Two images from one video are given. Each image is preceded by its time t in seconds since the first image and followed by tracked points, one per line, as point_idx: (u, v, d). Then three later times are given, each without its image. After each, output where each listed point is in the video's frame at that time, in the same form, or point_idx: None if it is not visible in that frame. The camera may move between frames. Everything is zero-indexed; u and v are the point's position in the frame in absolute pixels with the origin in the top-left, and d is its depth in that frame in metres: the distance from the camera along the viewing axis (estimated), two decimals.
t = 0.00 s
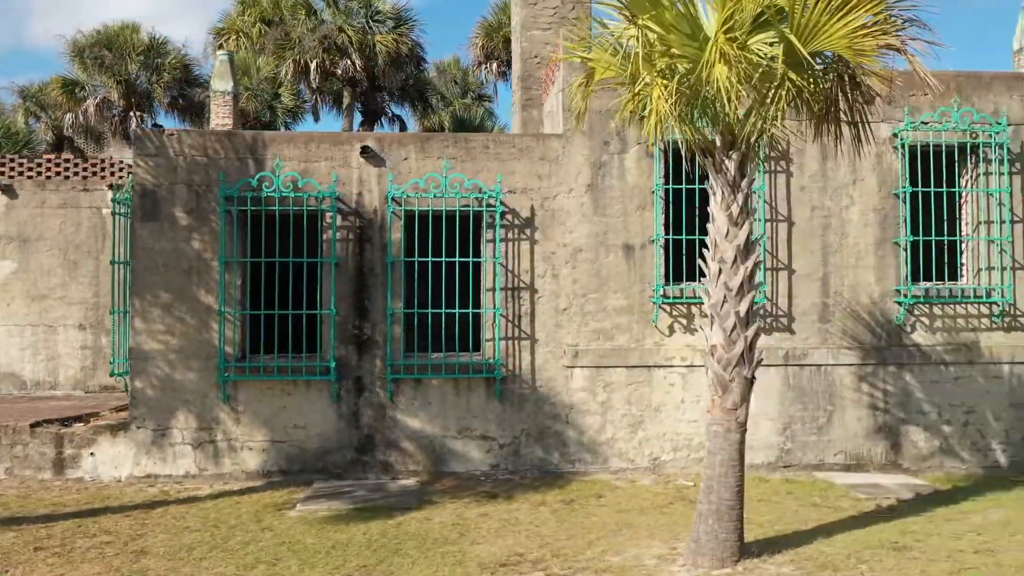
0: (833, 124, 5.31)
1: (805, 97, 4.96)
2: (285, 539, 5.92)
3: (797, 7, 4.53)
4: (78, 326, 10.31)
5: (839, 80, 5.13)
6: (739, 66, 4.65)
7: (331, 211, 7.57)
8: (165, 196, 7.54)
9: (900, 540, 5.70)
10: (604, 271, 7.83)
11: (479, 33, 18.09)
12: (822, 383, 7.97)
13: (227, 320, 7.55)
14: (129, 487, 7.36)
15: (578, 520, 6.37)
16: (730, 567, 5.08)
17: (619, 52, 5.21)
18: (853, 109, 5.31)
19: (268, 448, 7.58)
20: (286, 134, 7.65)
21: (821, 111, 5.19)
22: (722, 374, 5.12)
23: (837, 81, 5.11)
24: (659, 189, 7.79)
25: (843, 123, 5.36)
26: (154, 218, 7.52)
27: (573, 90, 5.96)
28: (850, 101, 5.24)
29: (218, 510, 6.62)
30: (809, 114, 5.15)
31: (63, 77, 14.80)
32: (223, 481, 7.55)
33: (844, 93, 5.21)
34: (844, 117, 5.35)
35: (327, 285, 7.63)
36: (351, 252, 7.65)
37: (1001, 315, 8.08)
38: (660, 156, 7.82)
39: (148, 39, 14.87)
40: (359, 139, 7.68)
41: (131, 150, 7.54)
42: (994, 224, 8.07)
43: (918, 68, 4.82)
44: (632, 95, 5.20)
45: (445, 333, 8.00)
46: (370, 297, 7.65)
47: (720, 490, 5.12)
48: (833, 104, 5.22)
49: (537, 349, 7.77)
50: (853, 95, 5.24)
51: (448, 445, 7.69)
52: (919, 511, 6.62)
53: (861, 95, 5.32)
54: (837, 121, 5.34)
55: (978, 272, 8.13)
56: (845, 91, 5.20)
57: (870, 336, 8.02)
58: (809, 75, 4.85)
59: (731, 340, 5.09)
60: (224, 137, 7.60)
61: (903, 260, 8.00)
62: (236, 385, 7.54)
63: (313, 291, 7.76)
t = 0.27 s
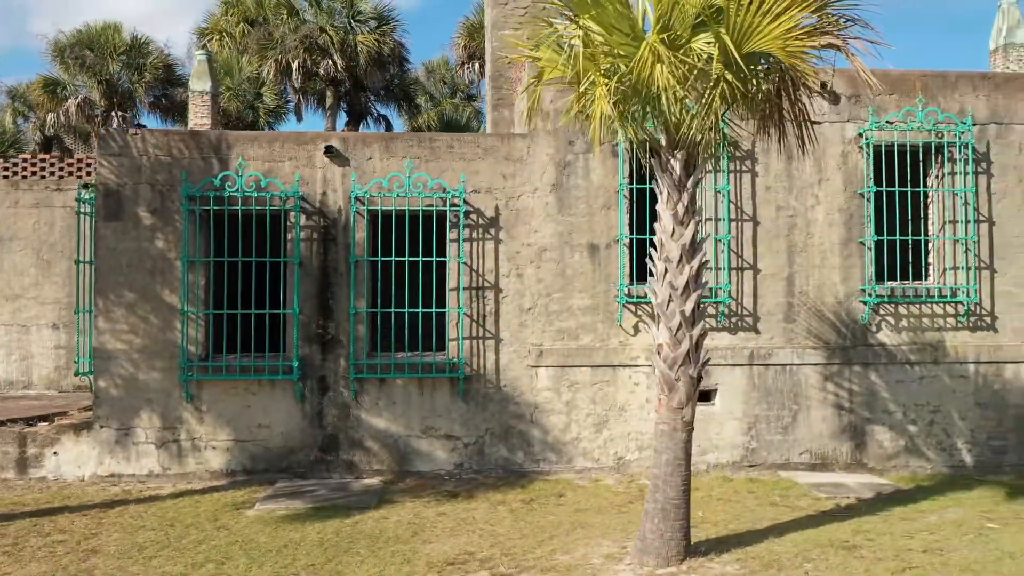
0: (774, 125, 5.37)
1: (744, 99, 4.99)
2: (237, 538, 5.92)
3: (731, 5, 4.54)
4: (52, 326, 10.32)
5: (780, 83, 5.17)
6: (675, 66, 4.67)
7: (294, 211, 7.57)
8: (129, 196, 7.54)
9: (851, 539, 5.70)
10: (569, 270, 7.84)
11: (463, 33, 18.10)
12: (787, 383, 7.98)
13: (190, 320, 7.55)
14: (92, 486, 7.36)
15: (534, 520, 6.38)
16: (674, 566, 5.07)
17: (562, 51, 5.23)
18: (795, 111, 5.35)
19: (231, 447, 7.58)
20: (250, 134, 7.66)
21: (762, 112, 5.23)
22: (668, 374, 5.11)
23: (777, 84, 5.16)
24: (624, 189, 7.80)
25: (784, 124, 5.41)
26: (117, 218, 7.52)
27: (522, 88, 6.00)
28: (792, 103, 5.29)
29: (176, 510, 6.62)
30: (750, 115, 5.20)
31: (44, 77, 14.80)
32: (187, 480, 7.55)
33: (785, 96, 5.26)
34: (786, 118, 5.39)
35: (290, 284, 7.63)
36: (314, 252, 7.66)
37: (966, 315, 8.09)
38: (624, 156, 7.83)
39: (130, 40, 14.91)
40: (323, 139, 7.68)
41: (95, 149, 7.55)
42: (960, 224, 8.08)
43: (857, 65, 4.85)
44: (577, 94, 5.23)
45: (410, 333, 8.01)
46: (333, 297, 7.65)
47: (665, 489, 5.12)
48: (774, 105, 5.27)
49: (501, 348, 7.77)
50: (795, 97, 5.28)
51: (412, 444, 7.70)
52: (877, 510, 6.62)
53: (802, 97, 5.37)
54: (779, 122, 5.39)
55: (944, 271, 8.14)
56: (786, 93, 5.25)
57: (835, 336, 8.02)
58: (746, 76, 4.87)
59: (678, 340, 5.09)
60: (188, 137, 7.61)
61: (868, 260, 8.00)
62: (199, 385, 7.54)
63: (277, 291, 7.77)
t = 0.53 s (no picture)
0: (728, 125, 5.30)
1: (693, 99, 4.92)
2: (197, 538, 5.93)
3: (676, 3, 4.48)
4: (29, 326, 10.33)
5: (731, 82, 5.09)
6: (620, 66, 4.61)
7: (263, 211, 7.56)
8: (98, 196, 7.54)
9: (808, 539, 5.70)
10: (538, 270, 7.84)
11: (450, 33, 18.13)
12: (757, 383, 7.98)
13: (159, 320, 7.55)
14: (60, 486, 7.36)
15: (497, 520, 6.38)
16: (627, 566, 5.10)
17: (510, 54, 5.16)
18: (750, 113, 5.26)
19: (200, 447, 7.59)
20: (219, 134, 7.66)
21: (715, 112, 5.13)
22: (621, 374, 5.13)
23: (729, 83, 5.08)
24: (593, 189, 7.80)
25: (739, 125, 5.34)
26: (86, 218, 7.52)
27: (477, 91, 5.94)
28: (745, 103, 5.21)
29: (140, 510, 6.62)
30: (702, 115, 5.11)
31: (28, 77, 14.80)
32: (155, 480, 7.55)
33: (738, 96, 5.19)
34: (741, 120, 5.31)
35: (259, 284, 7.63)
36: (282, 252, 7.66)
37: (936, 315, 8.09)
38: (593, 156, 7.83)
39: (115, 40, 14.92)
40: (292, 139, 7.68)
41: (64, 150, 7.54)
42: (930, 224, 8.08)
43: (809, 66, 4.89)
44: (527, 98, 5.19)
45: (380, 333, 8.01)
46: (302, 296, 7.65)
47: (619, 489, 5.13)
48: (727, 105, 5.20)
49: (470, 348, 7.78)
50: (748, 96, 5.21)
51: (382, 444, 7.70)
52: (841, 511, 6.62)
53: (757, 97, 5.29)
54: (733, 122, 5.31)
55: (915, 271, 8.14)
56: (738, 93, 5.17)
57: (805, 336, 8.02)
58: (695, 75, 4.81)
59: (630, 340, 5.10)
60: (157, 137, 7.60)
61: (839, 260, 8.00)
62: (168, 385, 7.55)
63: (246, 291, 7.76)
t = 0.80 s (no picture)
0: (672, 130, 5.17)
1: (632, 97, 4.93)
2: (150, 539, 5.92)
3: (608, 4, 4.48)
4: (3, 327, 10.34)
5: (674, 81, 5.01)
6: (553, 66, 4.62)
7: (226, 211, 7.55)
8: (61, 197, 7.53)
9: (759, 540, 5.70)
10: (503, 271, 7.83)
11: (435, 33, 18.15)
12: (722, 383, 7.97)
13: (121, 321, 7.54)
14: (22, 487, 7.36)
15: (453, 520, 6.38)
16: (571, 567, 5.09)
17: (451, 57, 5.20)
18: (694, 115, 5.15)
19: (164, 448, 7.58)
20: (183, 134, 7.65)
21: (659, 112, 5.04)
22: (567, 375, 5.12)
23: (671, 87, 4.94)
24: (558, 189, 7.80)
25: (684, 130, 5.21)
26: (49, 218, 7.51)
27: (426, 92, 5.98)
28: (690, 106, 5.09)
29: (98, 511, 6.61)
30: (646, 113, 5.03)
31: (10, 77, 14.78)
32: (119, 481, 7.54)
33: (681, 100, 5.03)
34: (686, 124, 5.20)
35: (222, 285, 7.62)
36: (245, 253, 7.64)
37: (902, 316, 8.08)
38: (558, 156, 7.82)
39: (97, 41, 14.95)
40: (256, 139, 7.68)
41: (27, 150, 7.53)
42: (896, 224, 8.07)
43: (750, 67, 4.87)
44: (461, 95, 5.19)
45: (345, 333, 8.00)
46: (265, 297, 7.63)
47: (564, 491, 5.12)
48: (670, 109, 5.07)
49: (434, 349, 7.77)
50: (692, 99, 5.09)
51: (345, 445, 7.70)
52: (800, 511, 6.62)
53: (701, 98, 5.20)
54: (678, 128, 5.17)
55: (881, 272, 8.13)
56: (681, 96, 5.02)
57: (771, 337, 8.01)
58: (632, 73, 4.80)
59: (576, 341, 5.10)
60: (120, 137, 7.59)
61: (804, 261, 7.99)
62: (130, 386, 7.54)
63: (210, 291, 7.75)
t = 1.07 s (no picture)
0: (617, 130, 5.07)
1: (576, 98, 4.85)
2: (103, 539, 5.93)
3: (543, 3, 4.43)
4: None
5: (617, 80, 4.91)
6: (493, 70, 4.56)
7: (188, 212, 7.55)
8: (23, 197, 7.53)
9: (710, 540, 5.70)
10: (467, 271, 7.82)
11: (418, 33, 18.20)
12: (687, 383, 7.97)
13: (84, 321, 7.53)
14: None
15: (409, 521, 6.38)
16: (516, 568, 5.08)
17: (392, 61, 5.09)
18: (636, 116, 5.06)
19: (127, 448, 7.58)
20: (147, 134, 7.65)
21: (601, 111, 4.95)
22: (512, 375, 5.12)
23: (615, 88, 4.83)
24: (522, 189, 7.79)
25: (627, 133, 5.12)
26: (12, 219, 7.51)
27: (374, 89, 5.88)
28: (633, 105, 5.00)
29: (56, 511, 6.62)
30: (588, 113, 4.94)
31: None
32: (82, 481, 7.55)
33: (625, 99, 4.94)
34: (630, 124, 5.12)
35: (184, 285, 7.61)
36: (208, 253, 7.64)
37: (868, 316, 8.07)
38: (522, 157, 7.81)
39: (78, 40, 15.00)
40: (219, 140, 7.67)
41: None
42: (862, 225, 8.07)
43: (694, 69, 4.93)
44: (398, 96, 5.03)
45: (310, 333, 7.99)
46: (229, 297, 7.63)
47: (510, 491, 5.12)
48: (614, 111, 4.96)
49: (398, 349, 7.77)
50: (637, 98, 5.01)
51: (309, 445, 7.70)
52: (758, 511, 6.62)
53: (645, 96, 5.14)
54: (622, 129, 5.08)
55: (846, 272, 8.12)
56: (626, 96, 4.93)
57: (736, 338, 8.00)
58: (573, 74, 4.72)
59: (521, 341, 5.09)
60: (83, 138, 7.59)
61: (769, 261, 7.99)
62: (93, 386, 7.54)
63: (173, 291, 7.75)
